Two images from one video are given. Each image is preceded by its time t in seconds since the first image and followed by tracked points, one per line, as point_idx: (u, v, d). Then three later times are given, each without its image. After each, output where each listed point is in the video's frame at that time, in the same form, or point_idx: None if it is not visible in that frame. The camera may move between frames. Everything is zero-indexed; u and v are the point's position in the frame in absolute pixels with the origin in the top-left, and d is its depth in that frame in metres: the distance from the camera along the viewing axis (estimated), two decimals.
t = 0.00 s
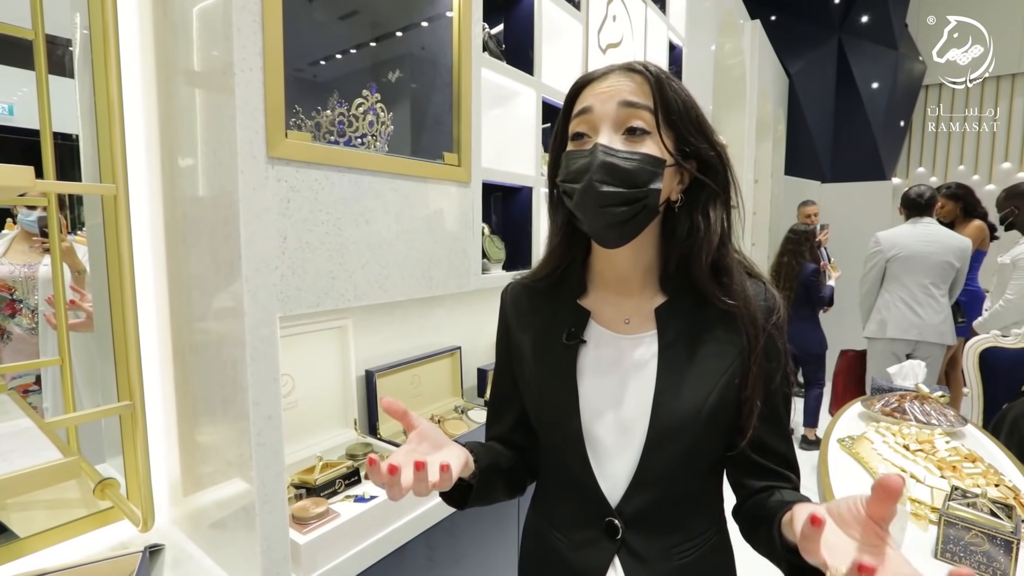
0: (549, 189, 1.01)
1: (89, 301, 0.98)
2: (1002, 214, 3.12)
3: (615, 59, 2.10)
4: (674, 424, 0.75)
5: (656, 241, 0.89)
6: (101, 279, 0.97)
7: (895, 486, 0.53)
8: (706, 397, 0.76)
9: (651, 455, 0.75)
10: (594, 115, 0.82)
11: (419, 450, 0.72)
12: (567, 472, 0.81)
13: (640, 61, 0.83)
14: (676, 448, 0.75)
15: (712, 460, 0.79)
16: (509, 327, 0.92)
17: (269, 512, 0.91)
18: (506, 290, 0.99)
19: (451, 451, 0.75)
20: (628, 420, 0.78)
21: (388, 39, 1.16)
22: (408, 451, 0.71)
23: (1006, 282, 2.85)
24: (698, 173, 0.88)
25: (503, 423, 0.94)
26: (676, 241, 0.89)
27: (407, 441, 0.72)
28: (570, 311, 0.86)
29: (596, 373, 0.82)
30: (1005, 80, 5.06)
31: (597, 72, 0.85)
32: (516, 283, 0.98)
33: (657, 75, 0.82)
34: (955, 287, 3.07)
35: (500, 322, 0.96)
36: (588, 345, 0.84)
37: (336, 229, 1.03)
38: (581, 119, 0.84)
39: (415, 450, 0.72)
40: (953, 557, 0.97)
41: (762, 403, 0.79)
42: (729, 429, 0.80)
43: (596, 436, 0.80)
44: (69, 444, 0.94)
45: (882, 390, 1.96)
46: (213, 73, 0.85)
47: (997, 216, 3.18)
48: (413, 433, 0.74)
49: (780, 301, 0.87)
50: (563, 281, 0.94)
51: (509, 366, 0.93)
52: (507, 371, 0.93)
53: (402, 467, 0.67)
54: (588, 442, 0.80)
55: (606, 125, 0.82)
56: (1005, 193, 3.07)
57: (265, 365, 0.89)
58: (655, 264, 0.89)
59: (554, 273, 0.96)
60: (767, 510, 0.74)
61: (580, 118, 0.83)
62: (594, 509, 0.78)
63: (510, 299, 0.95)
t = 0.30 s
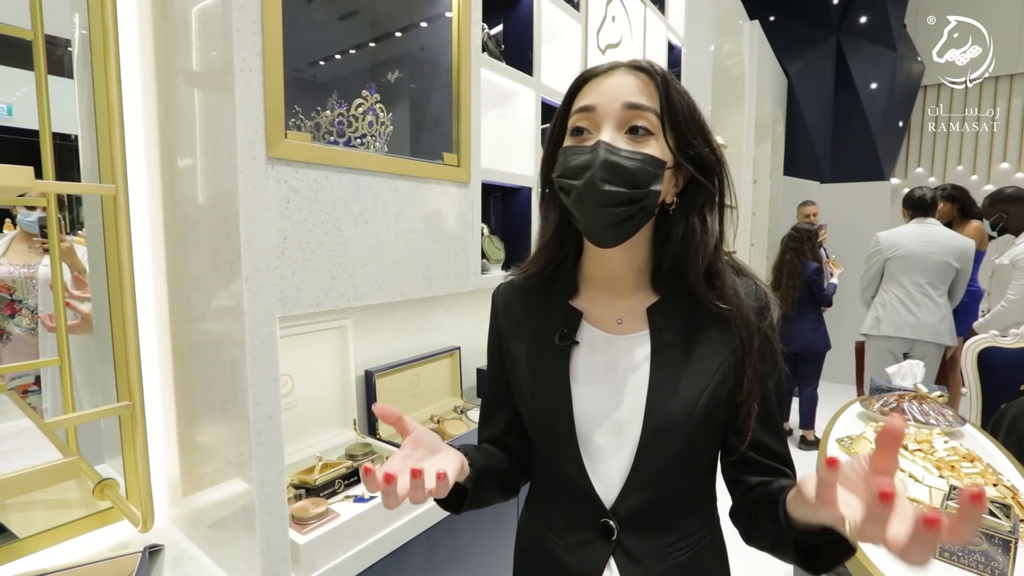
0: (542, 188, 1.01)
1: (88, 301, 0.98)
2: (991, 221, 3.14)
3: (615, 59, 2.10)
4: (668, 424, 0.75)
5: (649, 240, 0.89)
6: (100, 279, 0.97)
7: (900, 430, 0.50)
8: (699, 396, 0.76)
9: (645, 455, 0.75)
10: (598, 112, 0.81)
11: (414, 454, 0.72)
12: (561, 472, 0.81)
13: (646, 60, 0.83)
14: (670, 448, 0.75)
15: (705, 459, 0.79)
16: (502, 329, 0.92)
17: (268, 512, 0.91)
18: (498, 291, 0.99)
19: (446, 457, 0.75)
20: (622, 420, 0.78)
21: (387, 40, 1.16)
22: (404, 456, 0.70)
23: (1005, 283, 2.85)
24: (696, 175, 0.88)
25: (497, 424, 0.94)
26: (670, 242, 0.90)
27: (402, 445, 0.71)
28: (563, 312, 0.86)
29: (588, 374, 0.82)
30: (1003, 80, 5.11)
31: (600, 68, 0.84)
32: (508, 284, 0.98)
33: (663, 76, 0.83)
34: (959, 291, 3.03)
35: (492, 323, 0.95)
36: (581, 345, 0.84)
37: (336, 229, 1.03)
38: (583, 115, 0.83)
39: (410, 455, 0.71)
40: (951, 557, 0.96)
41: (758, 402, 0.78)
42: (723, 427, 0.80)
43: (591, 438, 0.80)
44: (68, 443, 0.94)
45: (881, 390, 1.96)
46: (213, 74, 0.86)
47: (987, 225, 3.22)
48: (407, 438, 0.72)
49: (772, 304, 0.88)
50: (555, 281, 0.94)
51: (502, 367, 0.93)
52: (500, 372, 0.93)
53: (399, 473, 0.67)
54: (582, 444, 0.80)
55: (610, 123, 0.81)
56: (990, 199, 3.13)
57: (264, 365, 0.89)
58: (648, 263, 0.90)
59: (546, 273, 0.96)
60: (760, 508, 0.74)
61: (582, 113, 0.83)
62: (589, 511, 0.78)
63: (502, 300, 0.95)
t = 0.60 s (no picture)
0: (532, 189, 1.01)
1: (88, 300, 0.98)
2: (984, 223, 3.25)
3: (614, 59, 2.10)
4: (658, 426, 0.75)
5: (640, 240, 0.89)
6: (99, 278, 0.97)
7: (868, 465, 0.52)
8: (690, 398, 0.76)
9: (636, 456, 0.75)
10: (577, 114, 0.82)
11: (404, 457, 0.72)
12: (556, 472, 0.81)
13: (625, 59, 0.83)
14: (661, 449, 0.75)
15: (697, 461, 0.79)
16: (495, 331, 0.92)
17: (268, 511, 0.92)
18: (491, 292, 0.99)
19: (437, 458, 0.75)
20: (613, 420, 0.79)
21: (386, 40, 1.16)
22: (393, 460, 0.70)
23: (1001, 283, 2.86)
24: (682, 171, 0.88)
25: (492, 424, 0.94)
26: (660, 241, 0.90)
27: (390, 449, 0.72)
28: (556, 313, 0.86)
29: (580, 375, 0.82)
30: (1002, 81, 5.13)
31: (580, 69, 0.84)
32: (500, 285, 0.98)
33: (642, 72, 0.83)
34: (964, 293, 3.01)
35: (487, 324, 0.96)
36: (573, 346, 0.84)
37: (335, 229, 1.03)
38: (564, 118, 0.83)
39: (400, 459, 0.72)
40: (948, 554, 0.99)
41: (746, 401, 0.79)
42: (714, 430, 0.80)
43: (582, 439, 0.80)
44: (67, 442, 0.94)
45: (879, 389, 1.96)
46: (212, 73, 0.86)
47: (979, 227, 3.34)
48: (398, 439, 0.74)
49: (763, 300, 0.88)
50: (547, 281, 0.94)
51: (496, 366, 0.94)
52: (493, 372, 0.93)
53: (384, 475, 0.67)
54: (574, 444, 0.81)
55: (590, 124, 0.81)
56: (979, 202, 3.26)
57: (264, 365, 0.89)
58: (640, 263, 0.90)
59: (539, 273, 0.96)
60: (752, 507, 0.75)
61: (563, 116, 0.83)
62: (581, 511, 0.79)
63: (495, 302, 0.96)
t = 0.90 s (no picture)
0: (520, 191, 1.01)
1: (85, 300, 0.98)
2: (976, 226, 3.23)
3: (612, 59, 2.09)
4: (651, 426, 0.75)
5: (631, 240, 0.89)
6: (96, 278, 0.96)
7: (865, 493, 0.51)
8: (683, 398, 0.76)
9: (629, 456, 0.75)
10: (561, 126, 0.81)
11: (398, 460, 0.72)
12: (550, 473, 0.81)
13: (605, 61, 0.80)
14: (653, 450, 0.75)
15: (691, 461, 0.78)
16: (490, 332, 0.92)
17: (265, 511, 0.91)
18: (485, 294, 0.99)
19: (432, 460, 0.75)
20: (606, 420, 0.78)
21: (384, 39, 1.16)
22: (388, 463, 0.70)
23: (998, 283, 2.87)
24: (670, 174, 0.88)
25: (490, 423, 0.94)
26: (650, 240, 0.89)
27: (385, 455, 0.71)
28: (549, 313, 0.86)
29: (574, 374, 0.82)
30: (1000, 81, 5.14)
31: (560, 73, 0.82)
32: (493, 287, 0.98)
33: (623, 76, 0.80)
34: (965, 288, 3.02)
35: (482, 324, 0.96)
36: (566, 345, 0.84)
37: (332, 228, 1.03)
38: (548, 129, 0.82)
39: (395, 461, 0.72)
40: (946, 553, 0.99)
41: (739, 401, 0.79)
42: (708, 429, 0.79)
43: (575, 439, 0.80)
44: (64, 442, 0.94)
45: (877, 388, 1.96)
46: (210, 73, 0.85)
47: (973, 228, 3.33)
48: (394, 440, 0.73)
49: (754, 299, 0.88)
50: (541, 281, 0.94)
51: (491, 366, 0.94)
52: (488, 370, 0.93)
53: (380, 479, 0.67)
54: (567, 444, 0.81)
55: (575, 137, 0.81)
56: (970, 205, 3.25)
57: (261, 364, 0.89)
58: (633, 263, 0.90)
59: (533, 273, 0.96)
60: (745, 507, 0.75)
61: (546, 128, 0.82)
62: (574, 511, 0.78)
63: (489, 303, 0.96)
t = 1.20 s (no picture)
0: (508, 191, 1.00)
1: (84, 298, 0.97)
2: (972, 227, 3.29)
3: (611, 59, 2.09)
4: (647, 427, 0.75)
5: (625, 238, 0.89)
6: (94, 277, 0.96)
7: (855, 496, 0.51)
8: (679, 399, 0.75)
9: (625, 458, 0.75)
10: (551, 120, 0.80)
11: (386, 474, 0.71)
12: (544, 475, 0.80)
13: (594, 55, 0.80)
14: (649, 451, 0.75)
15: (686, 464, 0.78)
16: (482, 333, 0.92)
17: (262, 511, 0.91)
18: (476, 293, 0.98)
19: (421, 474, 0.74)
20: (602, 421, 0.78)
21: (383, 38, 1.16)
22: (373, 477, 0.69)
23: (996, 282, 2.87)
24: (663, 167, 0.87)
25: (480, 425, 0.94)
26: (644, 237, 0.89)
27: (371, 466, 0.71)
28: (542, 313, 0.86)
29: (567, 375, 0.81)
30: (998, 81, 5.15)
31: (549, 67, 0.81)
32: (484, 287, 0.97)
33: (612, 68, 0.80)
34: (965, 289, 3.03)
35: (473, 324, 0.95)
36: (559, 346, 0.83)
37: (329, 228, 1.02)
38: (538, 124, 0.82)
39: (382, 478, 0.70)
40: (946, 554, 0.99)
41: (735, 401, 0.79)
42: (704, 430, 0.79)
43: (569, 441, 0.79)
44: (60, 443, 0.93)
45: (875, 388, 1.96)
46: (207, 72, 0.85)
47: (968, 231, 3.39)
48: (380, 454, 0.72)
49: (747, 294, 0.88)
50: (532, 281, 0.94)
51: (483, 367, 0.93)
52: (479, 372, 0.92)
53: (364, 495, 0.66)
54: (562, 447, 0.80)
55: (565, 130, 0.80)
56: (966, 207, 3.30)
57: (258, 364, 0.89)
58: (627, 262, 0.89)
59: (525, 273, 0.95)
60: (740, 510, 0.74)
61: (536, 122, 0.82)
62: (568, 515, 0.78)
63: (480, 304, 0.95)
